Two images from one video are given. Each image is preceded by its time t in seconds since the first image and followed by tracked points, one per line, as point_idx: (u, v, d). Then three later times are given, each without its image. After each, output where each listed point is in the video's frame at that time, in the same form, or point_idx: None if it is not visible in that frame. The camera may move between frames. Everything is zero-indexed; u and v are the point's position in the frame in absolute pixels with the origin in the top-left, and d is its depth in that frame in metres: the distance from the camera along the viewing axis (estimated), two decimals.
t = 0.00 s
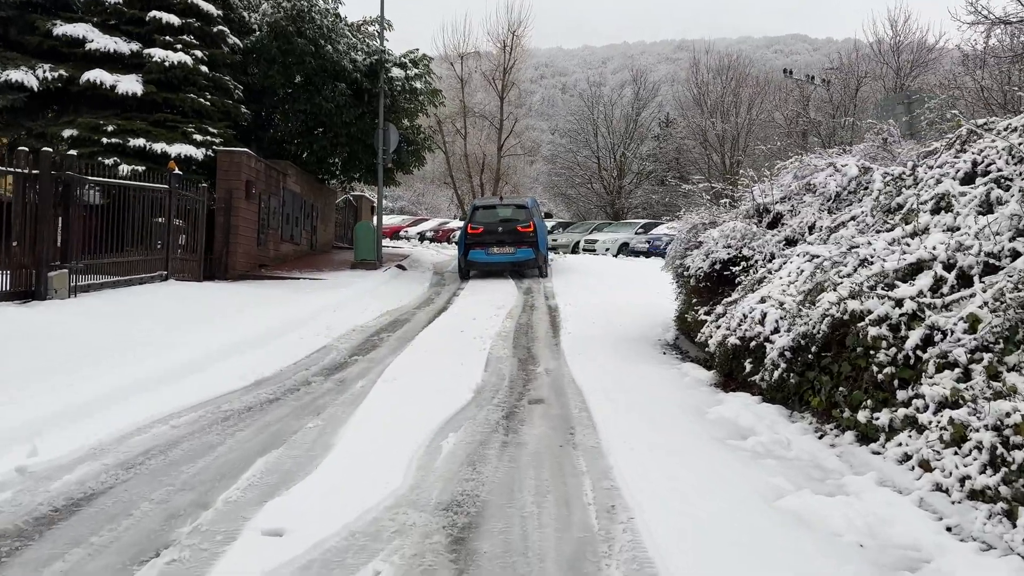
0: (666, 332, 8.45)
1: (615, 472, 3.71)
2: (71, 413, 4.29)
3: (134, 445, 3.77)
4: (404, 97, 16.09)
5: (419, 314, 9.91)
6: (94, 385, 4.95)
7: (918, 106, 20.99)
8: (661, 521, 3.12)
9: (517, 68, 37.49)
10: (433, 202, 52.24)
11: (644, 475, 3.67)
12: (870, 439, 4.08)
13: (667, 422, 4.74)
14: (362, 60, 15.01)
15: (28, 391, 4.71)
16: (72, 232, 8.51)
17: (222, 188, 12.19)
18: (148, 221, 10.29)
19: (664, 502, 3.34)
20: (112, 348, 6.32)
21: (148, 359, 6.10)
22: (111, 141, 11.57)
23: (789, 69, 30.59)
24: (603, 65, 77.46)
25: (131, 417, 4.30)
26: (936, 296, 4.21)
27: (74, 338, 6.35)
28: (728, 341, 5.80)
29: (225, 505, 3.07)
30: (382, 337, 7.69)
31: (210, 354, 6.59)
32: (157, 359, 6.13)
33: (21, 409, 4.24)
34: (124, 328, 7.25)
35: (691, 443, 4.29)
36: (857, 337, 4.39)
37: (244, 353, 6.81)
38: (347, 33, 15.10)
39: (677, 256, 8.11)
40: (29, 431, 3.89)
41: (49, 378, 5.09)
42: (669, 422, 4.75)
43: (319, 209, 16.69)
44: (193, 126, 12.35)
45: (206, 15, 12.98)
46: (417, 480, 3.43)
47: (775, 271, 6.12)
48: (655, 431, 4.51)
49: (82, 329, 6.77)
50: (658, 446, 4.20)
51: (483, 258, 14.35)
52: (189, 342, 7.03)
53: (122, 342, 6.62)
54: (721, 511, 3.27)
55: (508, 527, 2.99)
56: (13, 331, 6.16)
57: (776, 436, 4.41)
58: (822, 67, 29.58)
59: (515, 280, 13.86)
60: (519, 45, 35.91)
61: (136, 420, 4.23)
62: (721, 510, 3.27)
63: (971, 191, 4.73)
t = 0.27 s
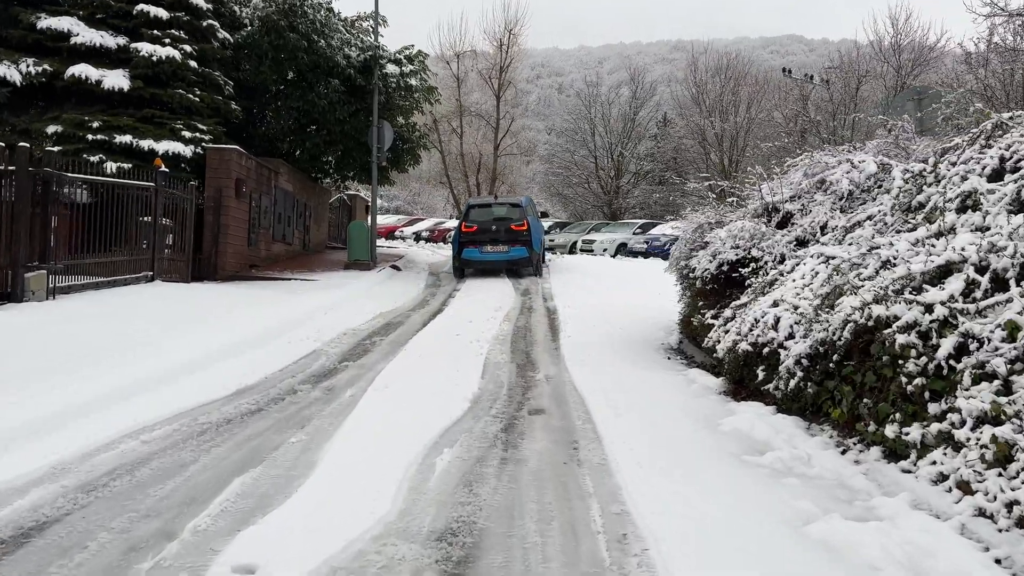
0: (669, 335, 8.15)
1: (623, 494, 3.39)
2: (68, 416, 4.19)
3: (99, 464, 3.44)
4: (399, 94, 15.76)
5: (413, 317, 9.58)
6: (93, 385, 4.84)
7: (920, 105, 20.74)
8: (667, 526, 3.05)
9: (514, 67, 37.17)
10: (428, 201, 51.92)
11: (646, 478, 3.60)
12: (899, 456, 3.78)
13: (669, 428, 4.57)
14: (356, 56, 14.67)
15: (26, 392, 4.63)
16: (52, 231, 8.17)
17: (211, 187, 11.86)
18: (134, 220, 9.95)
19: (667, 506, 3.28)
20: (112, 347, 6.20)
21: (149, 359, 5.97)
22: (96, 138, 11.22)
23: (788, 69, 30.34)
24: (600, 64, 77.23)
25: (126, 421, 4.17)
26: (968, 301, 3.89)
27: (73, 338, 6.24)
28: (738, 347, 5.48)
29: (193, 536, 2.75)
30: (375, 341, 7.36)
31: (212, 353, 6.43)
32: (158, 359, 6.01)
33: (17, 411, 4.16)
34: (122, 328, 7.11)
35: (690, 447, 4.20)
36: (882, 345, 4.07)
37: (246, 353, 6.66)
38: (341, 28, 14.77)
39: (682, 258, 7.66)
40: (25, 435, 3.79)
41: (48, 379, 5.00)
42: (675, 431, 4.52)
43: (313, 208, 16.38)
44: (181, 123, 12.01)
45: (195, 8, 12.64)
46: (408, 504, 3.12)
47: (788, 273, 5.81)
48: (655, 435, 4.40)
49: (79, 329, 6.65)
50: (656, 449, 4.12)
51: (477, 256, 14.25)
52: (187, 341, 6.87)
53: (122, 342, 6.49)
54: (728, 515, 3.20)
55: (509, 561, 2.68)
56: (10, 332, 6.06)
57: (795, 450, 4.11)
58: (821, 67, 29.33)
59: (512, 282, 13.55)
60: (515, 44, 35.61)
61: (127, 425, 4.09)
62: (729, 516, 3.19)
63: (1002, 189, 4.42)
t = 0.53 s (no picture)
0: (673, 341, 7.82)
1: (632, 527, 3.03)
2: (66, 415, 4.27)
3: (50, 491, 3.11)
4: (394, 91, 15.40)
5: (407, 320, 9.23)
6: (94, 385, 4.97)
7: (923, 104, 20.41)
8: (665, 526, 3.07)
9: (511, 66, 36.82)
10: (425, 201, 51.56)
11: (644, 481, 3.58)
12: (937, 481, 3.43)
13: (671, 435, 4.46)
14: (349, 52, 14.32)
15: (26, 391, 4.73)
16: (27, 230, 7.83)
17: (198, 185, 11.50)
18: (116, 219, 9.59)
19: (665, 506, 3.28)
20: (112, 349, 6.34)
21: (148, 359, 6.19)
22: (79, 134, 10.86)
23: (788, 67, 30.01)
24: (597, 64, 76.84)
25: (123, 419, 4.24)
26: (1009, 309, 3.52)
27: (73, 341, 6.39)
28: (752, 357, 5.11)
29: None
30: (365, 347, 6.99)
31: (212, 354, 6.57)
32: (158, 360, 6.13)
33: (17, 411, 4.27)
34: (120, 329, 7.32)
35: (691, 450, 4.15)
36: (913, 357, 3.72)
37: (243, 352, 6.81)
38: (333, 23, 14.41)
39: (689, 259, 7.30)
40: (25, 433, 3.87)
41: (48, 379, 5.12)
42: (680, 440, 4.35)
43: (305, 208, 16.04)
44: (167, 119, 11.65)
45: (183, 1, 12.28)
46: (393, 540, 2.77)
47: (803, 277, 5.47)
48: (656, 441, 4.30)
49: (77, 334, 6.78)
50: (658, 452, 4.08)
51: (474, 255, 14.04)
52: (185, 343, 7.01)
53: (122, 345, 6.63)
54: (726, 516, 3.22)
55: None
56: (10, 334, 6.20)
57: (818, 470, 3.78)
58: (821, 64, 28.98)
59: (508, 283, 13.16)
60: (512, 43, 35.28)
61: (120, 423, 4.12)
62: (728, 520, 3.17)
63: None
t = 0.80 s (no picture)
0: (678, 345, 7.49)
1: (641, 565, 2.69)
2: (66, 415, 4.40)
3: None
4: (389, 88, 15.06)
5: (400, 323, 8.89)
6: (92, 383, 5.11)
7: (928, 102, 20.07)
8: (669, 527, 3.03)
9: (508, 64, 36.47)
10: (421, 201, 51.22)
11: (648, 483, 3.54)
12: (979, 507, 3.10)
13: (676, 440, 4.37)
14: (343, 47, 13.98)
15: (27, 391, 4.85)
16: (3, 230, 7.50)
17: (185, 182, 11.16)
18: (98, 218, 9.22)
19: (668, 508, 3.23)
20: (112, 347, 6.47)
21: (147, 354, 6.38)
22: (62, 130, 10.51)
23: (788, 66, 29.70)
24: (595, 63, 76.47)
25: (121, 420, 4.33)
26: None
27: (76, 339, 6.57)
28: (765, 365, 4.77)
29: None
30: (355, 352, 6.64)
31: (210, 352, 6.51)
32: (156, 358, 6.21)
33: (18, 407, 4.41)
34: (120, 324, 7.50)
35: (693, 454, 4.09)
36: (949, 368, 3.38)
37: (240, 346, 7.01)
38: (327, 18, 14.07)
39: (695, 260, 6.94)
40: (25, 432, 4.00)
41: (50, 376, 5.29)
42: (683, 446, 4.24)
43: (299, 207, 15.72)
44: (154, 115, 11.28)
45: None
46: None
47: (818, 279, 5.15)
48: (658, 446, 4.21)
49: (78, 331, 6.89)
50: (660, 456, 4.01)
51: (472, 254, 13.75)
52: (184, 341, 6.97)
53: (121, 343, 6.72)
54: (702, 498, 3.39)
55: None
56: (13, 333, 6.36)
57: (844, 492, 3.47)
58: (822, 63, 28.66)
59: (506, 284, 12.81)
60: (510, 41, 34.94)
61: (113, 425, 4.22)
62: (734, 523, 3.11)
63: None
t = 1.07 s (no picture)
0: (684, 355, 7.15)
1: None
2: (67, 414, 4.45)
3: None
4: (385, 86, 14.70)
5: (394, 329, 8.54)
6: (92, 384, 5.11)
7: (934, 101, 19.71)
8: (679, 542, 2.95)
9: (507, 62, 36.11)
10: (420, 200, 50.89)
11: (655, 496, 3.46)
12: None
13: (680, 452, 4.26)
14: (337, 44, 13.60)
15: (29, 391, 4.89)
16: None
17: (172, 183, 10.80)
18: (80, 219, 8.87)
19: (675, 522, 3.15)
20: (113, 347, 6.55)
21: (148, 352, 6.46)
22: (45, 128, 10.14)
23: (790, 65, 29.36)
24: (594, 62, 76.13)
25: (124, 419, 4.42)
26: None
27: (74, 340, 6.56)
28: (784, 382, 4.42)
29: None
30: (344, 362, 6.29)
31: (206, 357, 6.40)
32: (155, 359, 6.22)
33: (21, 406, 4.43)
34: (120, 323, 7.59)
35: (698, 467, 3.99)
36: (994, 394, 3.03)
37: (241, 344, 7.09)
38: (320, 14, 13.71)
39: (703, 266, 6.57)
40: (20, 435, 3.99)
41: (52, 374, 5.37)
42: (688, 459, 4.13)
43: (292, 207, 15.38)
44: (141, 112, 10.93)
45: None
46: None
47: (838, 289, 4.81)
48: (663, 459, 4.11)
49: (76, 333, 6.86)
50: (665, 470, 3.91)
51: (471, 255, 13.42)
52: (180, 344, 6.88)
53: (119, 344, 6.71)
54: (691, 498, 3.47)
55: None
56: (12, 334, 6.37)
57: (879, 529, 3.12)
58: (824, 62, 28.31)
59: (504, 287, 12.45)
60: (509, 39, 34.57)
61: (114, 427, 4.26)
62: (743, 540, 3.02)
63: None
